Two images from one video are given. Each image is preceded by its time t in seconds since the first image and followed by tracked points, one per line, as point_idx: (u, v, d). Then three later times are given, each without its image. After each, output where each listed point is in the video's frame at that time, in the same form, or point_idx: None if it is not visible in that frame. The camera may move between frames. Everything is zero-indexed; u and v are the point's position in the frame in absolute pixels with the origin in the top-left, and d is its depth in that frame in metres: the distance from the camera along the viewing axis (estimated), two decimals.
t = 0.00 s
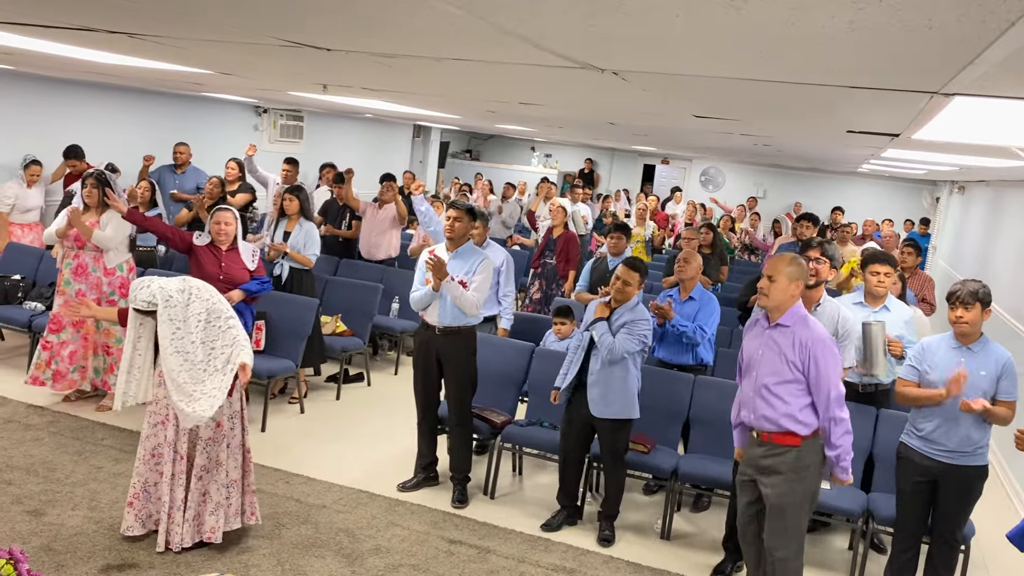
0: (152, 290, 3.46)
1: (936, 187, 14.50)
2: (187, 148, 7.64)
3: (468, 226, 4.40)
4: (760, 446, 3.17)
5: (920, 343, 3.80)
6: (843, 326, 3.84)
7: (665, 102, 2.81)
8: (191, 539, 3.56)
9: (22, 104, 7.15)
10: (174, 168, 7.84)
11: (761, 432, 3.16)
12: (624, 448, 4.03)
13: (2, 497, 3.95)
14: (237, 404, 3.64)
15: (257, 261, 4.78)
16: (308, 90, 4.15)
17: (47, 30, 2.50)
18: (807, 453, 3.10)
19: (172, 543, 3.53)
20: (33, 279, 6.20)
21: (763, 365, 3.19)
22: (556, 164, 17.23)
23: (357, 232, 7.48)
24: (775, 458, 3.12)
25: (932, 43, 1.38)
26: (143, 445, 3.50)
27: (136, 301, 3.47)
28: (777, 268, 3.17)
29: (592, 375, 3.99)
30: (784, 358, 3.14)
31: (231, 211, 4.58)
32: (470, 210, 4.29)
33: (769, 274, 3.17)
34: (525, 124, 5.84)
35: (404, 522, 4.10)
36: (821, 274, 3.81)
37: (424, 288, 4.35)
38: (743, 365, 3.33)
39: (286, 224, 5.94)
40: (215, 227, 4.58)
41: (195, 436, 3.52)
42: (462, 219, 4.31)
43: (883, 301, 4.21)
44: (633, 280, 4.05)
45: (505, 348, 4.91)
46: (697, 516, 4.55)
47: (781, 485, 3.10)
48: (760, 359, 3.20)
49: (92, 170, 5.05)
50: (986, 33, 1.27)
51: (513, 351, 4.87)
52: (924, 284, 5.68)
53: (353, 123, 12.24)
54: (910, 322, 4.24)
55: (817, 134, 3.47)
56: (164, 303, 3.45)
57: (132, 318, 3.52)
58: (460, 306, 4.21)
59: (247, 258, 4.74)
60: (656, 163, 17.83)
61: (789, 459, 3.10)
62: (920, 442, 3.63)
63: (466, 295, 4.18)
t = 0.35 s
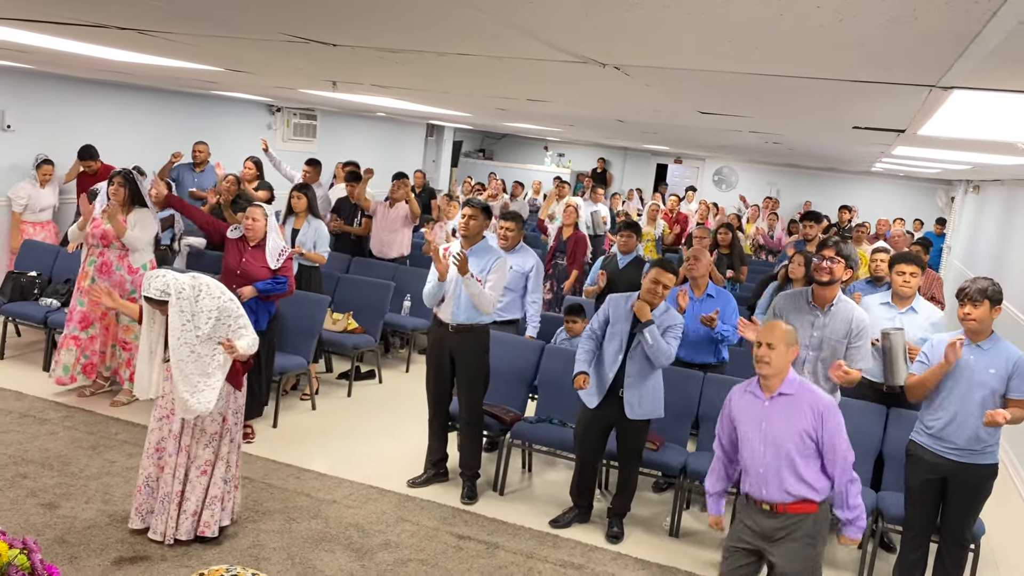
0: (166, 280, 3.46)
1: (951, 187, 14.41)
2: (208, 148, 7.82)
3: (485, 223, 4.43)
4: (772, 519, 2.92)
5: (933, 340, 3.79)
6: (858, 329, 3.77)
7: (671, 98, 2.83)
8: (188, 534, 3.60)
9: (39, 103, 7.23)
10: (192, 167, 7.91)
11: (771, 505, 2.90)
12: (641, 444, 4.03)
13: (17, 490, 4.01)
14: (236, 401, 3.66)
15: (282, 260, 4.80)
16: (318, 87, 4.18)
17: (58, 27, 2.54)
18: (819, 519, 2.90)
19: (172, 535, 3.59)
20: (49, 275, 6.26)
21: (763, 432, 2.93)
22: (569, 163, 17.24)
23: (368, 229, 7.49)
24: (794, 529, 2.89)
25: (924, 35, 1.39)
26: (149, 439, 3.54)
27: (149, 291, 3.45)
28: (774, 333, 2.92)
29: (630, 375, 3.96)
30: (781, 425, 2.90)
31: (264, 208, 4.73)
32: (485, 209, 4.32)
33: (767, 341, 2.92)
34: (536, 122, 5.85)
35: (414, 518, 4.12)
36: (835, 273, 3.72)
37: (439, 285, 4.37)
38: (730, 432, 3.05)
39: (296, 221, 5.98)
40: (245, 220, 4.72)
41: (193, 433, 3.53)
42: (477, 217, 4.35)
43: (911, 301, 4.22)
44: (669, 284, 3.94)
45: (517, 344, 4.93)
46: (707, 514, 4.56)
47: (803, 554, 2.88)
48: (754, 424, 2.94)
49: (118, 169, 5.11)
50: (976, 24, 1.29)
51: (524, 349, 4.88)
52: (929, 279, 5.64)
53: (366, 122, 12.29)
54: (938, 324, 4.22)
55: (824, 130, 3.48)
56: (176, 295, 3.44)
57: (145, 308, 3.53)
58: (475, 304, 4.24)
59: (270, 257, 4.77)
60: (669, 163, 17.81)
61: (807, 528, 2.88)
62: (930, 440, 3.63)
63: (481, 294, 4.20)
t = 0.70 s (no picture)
0: (179, 281, 3.49)
1: (965, 181, 14.34)
2: (219, 141, 8.00)
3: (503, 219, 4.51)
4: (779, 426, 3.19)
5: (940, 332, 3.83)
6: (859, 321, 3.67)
7: (673, 92, 2.88)
8: (220, 523, 3.71)
9: (56, 99, 7.33)
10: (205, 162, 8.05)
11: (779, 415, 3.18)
12: (649, 434, 4.08)
13: (37, 478, 4.10)
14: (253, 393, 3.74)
15: (287, 255, 4.93)
16: (328, 82, 4.25)
17: (74, 23, 2.61)
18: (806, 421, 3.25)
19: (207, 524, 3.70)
20: (67, 268, 6.36)
21: (774, 341, 3.21)
22: (580, 158, 17.27)
23: (382, 224, 7.50)
24: (789, 434, 3.19)
25: (905, 26, 1.45)
26: (167, 433, 3.66)
27: (162, 292, 3.48)
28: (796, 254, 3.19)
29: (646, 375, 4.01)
30: (786, 340, 3.21)
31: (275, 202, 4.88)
32: (502, 203, 4.39)
33: (790, 261, 3.18)
34: (545, 116, 5.90)
35: (424, 506, 4.19)
36: (831, 265, 3.79)
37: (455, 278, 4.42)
38: (731, 343, 3.27)
39: (308, 215, 6.01)
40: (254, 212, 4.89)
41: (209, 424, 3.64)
42: (494, 212, 4.41)
43: (927, 295, 4.23)
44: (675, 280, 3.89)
45: (528, 337, 4.98)
46: (714, 505, 4.60)
47: (798, 458, 3.20)
48: (762, 337, 3.21)
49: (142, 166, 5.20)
50: (952, 15, 1.34)
51: (534, 341, 4.93)
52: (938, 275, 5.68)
53: (378, 117, 12.36)
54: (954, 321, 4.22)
55: (826, 122, 3.51)
56: (190, 295, 3.48)
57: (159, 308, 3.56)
58: (490, 298, 4.29)
59: (276, 251, 4.88)
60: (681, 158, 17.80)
61: (800, 433, 3.21)
62: (934, 430, 3.66)
63: (497, 287, 4.26)
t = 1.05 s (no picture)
0: (201, 265, 3.62)
1: (976, 175, 14.31)
2: (225, 139, 8.12)
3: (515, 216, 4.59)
4: (759, 463, 3.15)
5: (943, 324, 3.88)
6: (841, 307, 3.74)
7: (672, 87, 2.94)
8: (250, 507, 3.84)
9: (72, 99, 7.44)
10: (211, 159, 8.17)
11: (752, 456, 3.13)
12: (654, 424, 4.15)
13: (56, 467, 4.20)
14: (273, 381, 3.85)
15: (283, 247, 5.02)
16: (337, 80, 4.33)
17: (92, 24, 2.70)
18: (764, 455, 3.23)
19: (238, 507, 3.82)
20: (83, 264, 6.47)
21: (762, 383, 3.12)
22: (590, 154, 17.31)
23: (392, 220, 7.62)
24: (762, 468, 3.17)
25: (880, 23, 1.52)
26: (192, 420, 3.75)
27: (185, 277, 3.62)
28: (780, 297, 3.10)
29: (629, 361, 4.07)
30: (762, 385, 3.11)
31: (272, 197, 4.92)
32: (514, 200, 4.46)
33: (779, 305, 3.08)
34: (552, 111, 5.96)
35: (433, 495, 4.27)
36: (815, 255, 3.72)
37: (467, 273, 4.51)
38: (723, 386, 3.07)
39: (323, 211, 6.13)
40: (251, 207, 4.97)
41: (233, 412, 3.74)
42: (506, 208, 4.49)
43: (930, 288, 4.29)
44: (652, 267, 4.04)
45: (535, 330, 5.05)
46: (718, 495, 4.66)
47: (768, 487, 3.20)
48: (754, 386, 3.09)
49: (157, 163, 5.33)
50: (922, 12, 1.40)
51: (542, 334, 5.00)
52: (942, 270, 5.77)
53: (388, 115, 12.44)
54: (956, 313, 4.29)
55: (824, 116, 3.57)
56: (212, 279, 3.61)
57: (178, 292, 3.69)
58: (501, 293, 4.36)
59: (271, 243, 4.99)
60: (691, 153, 17.81)
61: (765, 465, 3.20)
62: (935, 419, 3.71)
63: (509, 283, 4.33)
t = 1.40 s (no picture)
0: (227, 254, 3.68)
1: (986, 169, 14.26)
2: (231, 138, 8.20)
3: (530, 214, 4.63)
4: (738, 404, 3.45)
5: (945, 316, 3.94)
6: (830, 292, 3.78)
7: (676, 84, 2.98)
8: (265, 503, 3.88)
9: (86, 101, 7.54)
10: (218, 159, 8.25)
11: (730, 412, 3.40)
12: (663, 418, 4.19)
13: (74, 463, 4.29)
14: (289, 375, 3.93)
15: (282, 244, 5.07)
16: (347, 79, 4.39)
17: (109, 28, 2.77)
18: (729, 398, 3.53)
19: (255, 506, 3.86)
20: (98, 264, 6.56)
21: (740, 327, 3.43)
22: (599, 151, 17.35)
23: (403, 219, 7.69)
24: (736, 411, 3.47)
25: (872, 19, 1.56)
26: (211, 418, 3.80)
27: (210, 264, 3.68)
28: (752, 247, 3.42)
29: (614, 350, 4.12)
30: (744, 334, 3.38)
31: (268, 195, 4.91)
32: (528, 197, 4.50)
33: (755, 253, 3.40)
34: (560, 109, 6.02)
35: (444, 489, 4.33)
36: (804, 245, 3.75)
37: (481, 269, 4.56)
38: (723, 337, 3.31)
39: (339, 210, 6.19)
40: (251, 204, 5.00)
41: (256, 407, 3.80)
42: (520, 205, 4.54)
43: (926, 281, 4.33)
44: (632, 255, 4.15)
45: (544, 326, 5.10)
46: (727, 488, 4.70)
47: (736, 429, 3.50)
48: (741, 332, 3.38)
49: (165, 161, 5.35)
50: (912, 11, 1.45)
51: (551, 330, 5.05)
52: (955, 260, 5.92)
53: (397, 114, 12.51)
54: (954, 304, 4.31)
55: (827, 112, 3.61)
56: (236, 269, 3.67)
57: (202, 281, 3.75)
58: (512, 290, 4.42)
59: (271, 241, 5.03)
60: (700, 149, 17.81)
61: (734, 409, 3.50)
62: (941, 410, 3.75)
63: (518, 280, 4.39)
